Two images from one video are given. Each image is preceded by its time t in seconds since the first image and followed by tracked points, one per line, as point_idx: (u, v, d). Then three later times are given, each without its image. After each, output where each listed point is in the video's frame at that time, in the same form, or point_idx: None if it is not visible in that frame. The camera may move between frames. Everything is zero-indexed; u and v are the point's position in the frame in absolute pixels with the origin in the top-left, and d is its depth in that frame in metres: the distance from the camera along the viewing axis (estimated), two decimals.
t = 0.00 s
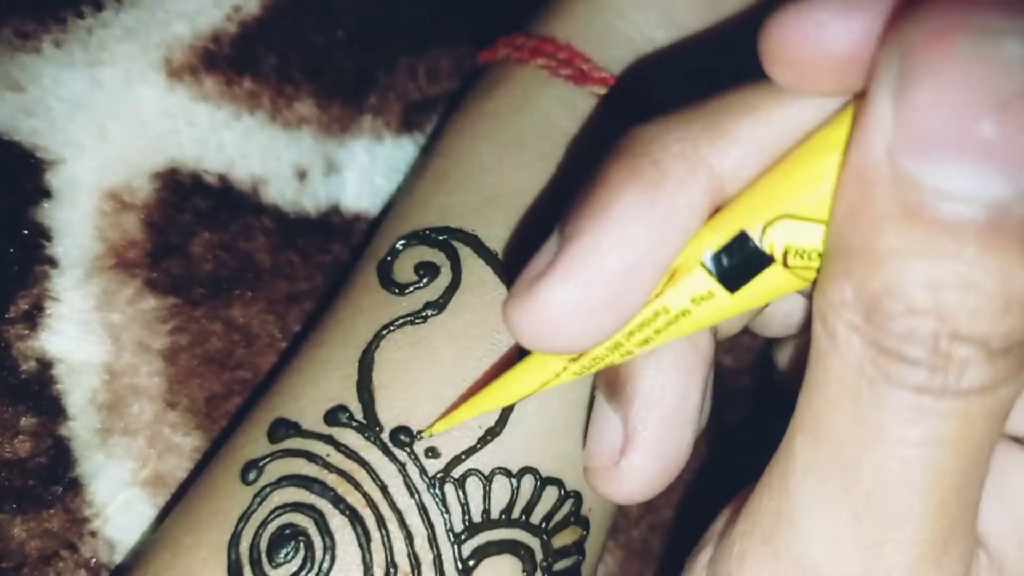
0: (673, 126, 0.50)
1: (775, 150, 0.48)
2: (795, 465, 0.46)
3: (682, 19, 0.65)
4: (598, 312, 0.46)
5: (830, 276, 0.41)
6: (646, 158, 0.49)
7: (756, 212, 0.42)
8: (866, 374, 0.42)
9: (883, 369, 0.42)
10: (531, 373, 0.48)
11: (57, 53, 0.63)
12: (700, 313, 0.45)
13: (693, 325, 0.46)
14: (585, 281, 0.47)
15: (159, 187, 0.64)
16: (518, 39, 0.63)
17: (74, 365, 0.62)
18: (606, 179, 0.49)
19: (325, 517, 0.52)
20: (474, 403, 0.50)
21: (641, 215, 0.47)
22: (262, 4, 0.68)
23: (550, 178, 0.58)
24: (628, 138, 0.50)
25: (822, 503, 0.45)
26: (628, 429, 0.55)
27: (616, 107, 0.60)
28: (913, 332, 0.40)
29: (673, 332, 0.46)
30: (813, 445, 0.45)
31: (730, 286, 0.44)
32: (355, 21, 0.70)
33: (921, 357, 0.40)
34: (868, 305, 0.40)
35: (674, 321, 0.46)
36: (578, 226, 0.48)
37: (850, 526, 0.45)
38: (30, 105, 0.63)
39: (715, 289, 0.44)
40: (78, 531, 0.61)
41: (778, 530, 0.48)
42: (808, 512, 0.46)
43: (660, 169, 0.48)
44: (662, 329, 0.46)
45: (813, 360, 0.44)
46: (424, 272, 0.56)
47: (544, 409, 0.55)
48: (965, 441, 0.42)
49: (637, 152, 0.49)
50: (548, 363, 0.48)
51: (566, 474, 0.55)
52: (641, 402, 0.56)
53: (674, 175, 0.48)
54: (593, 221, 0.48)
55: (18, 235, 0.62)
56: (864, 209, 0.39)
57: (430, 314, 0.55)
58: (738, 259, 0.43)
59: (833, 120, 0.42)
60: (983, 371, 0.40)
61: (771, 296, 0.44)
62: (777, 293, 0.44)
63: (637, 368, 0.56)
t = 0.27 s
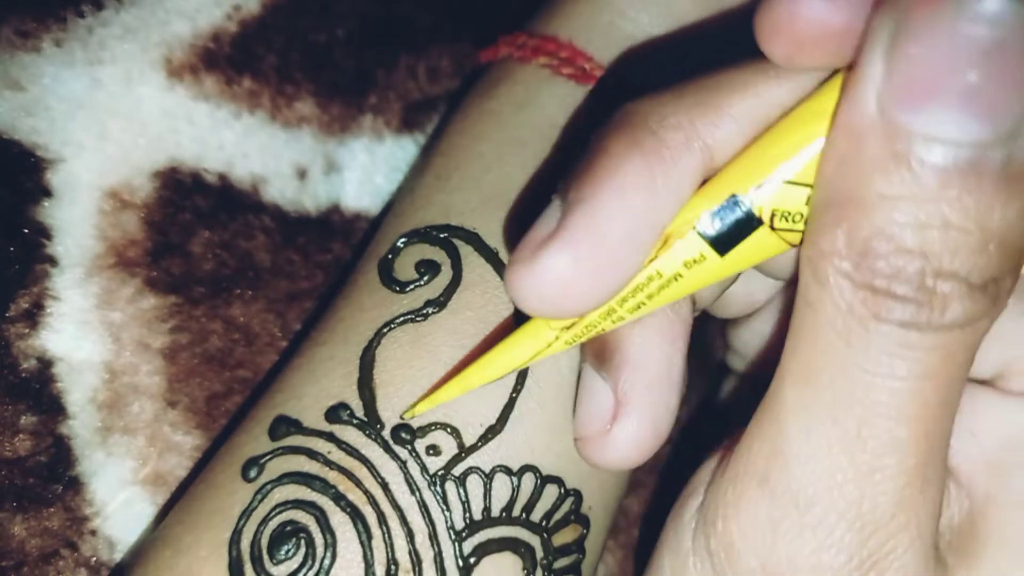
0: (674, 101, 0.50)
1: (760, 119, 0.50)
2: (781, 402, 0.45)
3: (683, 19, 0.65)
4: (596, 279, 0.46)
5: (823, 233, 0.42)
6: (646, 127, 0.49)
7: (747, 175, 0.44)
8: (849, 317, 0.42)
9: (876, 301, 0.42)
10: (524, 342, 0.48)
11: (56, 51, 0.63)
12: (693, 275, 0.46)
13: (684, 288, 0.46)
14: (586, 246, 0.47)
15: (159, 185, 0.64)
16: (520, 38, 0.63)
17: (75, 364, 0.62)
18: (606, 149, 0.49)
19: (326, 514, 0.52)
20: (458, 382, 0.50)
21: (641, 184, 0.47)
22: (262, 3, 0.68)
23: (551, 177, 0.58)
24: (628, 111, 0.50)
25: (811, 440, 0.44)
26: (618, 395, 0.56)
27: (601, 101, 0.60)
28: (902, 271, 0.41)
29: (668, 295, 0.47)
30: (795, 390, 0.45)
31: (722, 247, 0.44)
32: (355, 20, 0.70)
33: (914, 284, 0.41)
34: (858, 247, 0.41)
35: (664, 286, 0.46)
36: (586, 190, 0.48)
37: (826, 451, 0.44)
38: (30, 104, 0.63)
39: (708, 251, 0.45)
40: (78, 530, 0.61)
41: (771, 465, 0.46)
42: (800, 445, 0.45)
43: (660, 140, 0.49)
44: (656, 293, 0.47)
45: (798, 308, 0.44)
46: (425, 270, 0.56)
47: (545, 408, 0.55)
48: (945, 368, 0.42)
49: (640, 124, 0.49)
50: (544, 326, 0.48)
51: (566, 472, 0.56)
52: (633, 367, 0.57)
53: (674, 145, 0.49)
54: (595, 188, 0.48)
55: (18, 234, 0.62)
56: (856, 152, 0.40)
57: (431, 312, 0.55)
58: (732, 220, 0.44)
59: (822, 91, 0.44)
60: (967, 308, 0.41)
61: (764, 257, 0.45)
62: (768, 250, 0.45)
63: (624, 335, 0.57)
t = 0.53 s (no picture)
0: (756, 128, 0.53)
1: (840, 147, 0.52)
2: (847, 409, 0.50)
3: (685, 19, 0.65)
4: (684, 308, 0.50)
5: (891, 261, 0.46)
6: (728, 155, 0.52)
7: (823, 199, 0.47)
8: (904, 274, 0.46)
9: (939, 306, 0.45)
10: (594, 372, 0.52)
11: (57, 52, 0.63)
12: (775, 295, 0.50)
13: (771, 305, 0.51)
14: (674, 277, 0.50)
15: (159, 186, 0.64)
16: (521, 39, 0.63)
17: (76, 365, 0.62)
18: (686, 174, 0.52)
19: (329, 516, 0.52)
20: (538, 403, 0.52)
21: (724, 209, 0.51)
22: (263, 3, 0.68)
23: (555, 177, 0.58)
24: (706, 138, 0.53)
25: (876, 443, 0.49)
26: (706, 419, 0.63)
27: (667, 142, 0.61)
28: (971, 286, 0.44)
29: (752, 314, 0.51)
30: (869, 395, 0.49)
31: (804, 268, 0.48)
32: (355, 21, 0.70)
33: (980, 268, 0.43)
34: (928, 276, 0.45)
35: (747, 306, 0.51)
36: (672, 218, 0.51)
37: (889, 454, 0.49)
38: (29, 105, 0.63)
39: (790, 273, 0.49)
40: (79, 530, 0.61)
41: (832, 469, 0.51)
42: (864, 449, 0.50)
43: (742, 165, 0.52)
44: (737, 314, 0.51)
45: (869, 321, 0.48)
46: (428, 272, 0.56)
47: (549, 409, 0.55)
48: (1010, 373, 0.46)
49: (721, 152, 0.52)
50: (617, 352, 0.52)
51: (569, 474, 0.55)
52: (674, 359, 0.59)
53: (756, 169, 0.52)
54: (685, 216, 0.51)
55: (19, 234, 0.62)
56: (924, 171, 0.43)
57: (434, 313, 0.55)
58: (818, 240, 0.47)
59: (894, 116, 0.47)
60: None
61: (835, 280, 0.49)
62: (828, 279, 0.49)
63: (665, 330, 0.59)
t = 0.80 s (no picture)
0: (637, 17, 0.50)
1: (710, 35, 0.49)
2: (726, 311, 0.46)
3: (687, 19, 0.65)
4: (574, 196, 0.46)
5: (745, 144, 0.42)
6: (607, 51, 0.49)
7: (697, 88, 0.43)
8: (770, 186, 0.42)
9: (822, 210, 0.41)
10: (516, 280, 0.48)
11: (57, 52, 0.63)
12: (662, 189, 0.45)
13: (649, 209, 0.46)
14: (564, 171, 0.47)
15: (159, 185, 0.64)
16: (524, 39, 0.63)
17: (76, 364, 0.62)
18: (575, 75, 0.49)
19: (332, 513, 0.52)
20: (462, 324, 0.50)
21: (608, 101, 0.47)
22: (263, 3, 0.68)
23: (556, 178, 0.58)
24: (592, 35, 0.50)
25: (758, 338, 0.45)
26: (621, 317, 0.55)
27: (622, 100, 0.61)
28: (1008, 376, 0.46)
29: (640, 215, 0.46)
30: (745, 257, 0.44)
31: (683, 155, 0.44)
32: (355, 20, 0.70)
33: (832, 187, 0.41)
34: (789, 172, 0.41)
35: (636, 204, 0.46)
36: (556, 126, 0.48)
37: (821, 359, 0.44)
38: (30, 105, 0.63)
39: (675, 163, 0.44)
40: (79, 530, 0.61)
41: (716, 344, 0.47)
42: (756, 372, 0.46)
43: (620, 57, 0.49)
44: (631, 209, 0.46)
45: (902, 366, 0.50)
46: (430, 270, 0.56)
47: (550, 408, 0.55)
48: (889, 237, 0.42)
49: (604, 48, 0.49)
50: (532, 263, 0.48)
51: (571, 472, 0.55)
52: (631, 292, 0.55)
53: (635, 61, 0.48)
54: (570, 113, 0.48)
55: (20, 234, 0.62)
56: (766, 84, 0.40)
57: (437, 312, 0.55)
58: (696, 135, 0.43)
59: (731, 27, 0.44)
60: None
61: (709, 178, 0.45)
62: (721, 166, 0.44)
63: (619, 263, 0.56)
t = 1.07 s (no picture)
0: (769, 54, 0.52)
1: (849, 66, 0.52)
2: (817, 323, 0.47)
3: (688, 19, 0.65)
4: (703, 223, 0.48)
5: (866, 178, 0.44)
6: (749, 79, 0.51)
7: (826, 123, 0.47)
8: (887, 217, 0.44)
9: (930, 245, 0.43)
10: (610, 302, 0.50)
11: (57, 51, 0.63)
12: (780, 219, 0.48)
13: (770, 236, 0.48)
14: (695, 201, 0.48)
15: (159, 184, 0.64)
16: (523, 37, 0.63)
17: (76, 363, 0.62)
18: (710, 100, 0.51)
19: (332, 511, 0.52)
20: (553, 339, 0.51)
21: (746, 131, 0.49)
22: (263, 3, 0.68)
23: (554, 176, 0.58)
24: (725, 64, 0.52)
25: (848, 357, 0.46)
26: (717, 343, 0.58)
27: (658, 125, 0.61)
28: None
29: (756, 242, 0.49)
30: (851, 286, 0.46)
31: (806, 186, 0.47)
32: (355, 20, 0.70)
33: (951, 224, 0.43)
34: (911, 205, 0.43)
35: (753, 231, 0.48)
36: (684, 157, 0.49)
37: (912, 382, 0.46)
38: (30, 104, 0.63)
39: (795, 194, 0.47)
40: (79, 529, 0.61)
41: (803, 360, 0.48)
42: (848, 395, 0.47)
43: (758, 89, 0.51)
44: (746, 238, 0.49)
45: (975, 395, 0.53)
46: (430, 269, 0.56)
47: (551, 406, 0.55)
48: (994, 280, 0.44)
49: (744, 74, 0.51)
50: (633, 285, 0.50)
51: (572, 471, 0.55)
52: (723, 316, 0.58)
53: (774, 95, 0.51)
54: (706, 140, 0.49)
55: (20, 233, 0.62)
56: (895, 120, 0.43)
57: (436, 311, 0.55)
58: (822, 165, 0.47)
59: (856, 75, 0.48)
60: None
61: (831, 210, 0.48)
62: (838, 202, 0.47)
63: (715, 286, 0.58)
